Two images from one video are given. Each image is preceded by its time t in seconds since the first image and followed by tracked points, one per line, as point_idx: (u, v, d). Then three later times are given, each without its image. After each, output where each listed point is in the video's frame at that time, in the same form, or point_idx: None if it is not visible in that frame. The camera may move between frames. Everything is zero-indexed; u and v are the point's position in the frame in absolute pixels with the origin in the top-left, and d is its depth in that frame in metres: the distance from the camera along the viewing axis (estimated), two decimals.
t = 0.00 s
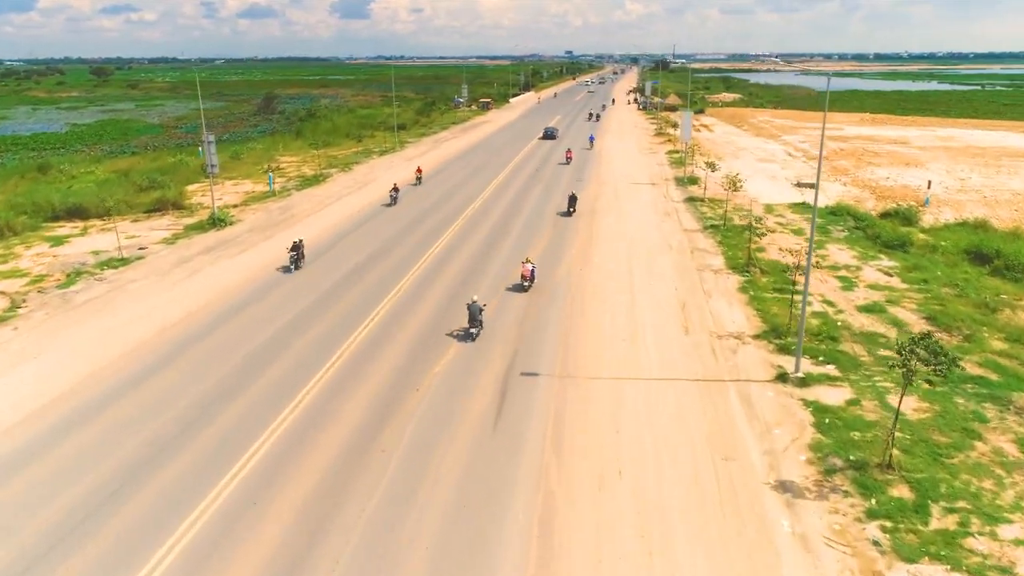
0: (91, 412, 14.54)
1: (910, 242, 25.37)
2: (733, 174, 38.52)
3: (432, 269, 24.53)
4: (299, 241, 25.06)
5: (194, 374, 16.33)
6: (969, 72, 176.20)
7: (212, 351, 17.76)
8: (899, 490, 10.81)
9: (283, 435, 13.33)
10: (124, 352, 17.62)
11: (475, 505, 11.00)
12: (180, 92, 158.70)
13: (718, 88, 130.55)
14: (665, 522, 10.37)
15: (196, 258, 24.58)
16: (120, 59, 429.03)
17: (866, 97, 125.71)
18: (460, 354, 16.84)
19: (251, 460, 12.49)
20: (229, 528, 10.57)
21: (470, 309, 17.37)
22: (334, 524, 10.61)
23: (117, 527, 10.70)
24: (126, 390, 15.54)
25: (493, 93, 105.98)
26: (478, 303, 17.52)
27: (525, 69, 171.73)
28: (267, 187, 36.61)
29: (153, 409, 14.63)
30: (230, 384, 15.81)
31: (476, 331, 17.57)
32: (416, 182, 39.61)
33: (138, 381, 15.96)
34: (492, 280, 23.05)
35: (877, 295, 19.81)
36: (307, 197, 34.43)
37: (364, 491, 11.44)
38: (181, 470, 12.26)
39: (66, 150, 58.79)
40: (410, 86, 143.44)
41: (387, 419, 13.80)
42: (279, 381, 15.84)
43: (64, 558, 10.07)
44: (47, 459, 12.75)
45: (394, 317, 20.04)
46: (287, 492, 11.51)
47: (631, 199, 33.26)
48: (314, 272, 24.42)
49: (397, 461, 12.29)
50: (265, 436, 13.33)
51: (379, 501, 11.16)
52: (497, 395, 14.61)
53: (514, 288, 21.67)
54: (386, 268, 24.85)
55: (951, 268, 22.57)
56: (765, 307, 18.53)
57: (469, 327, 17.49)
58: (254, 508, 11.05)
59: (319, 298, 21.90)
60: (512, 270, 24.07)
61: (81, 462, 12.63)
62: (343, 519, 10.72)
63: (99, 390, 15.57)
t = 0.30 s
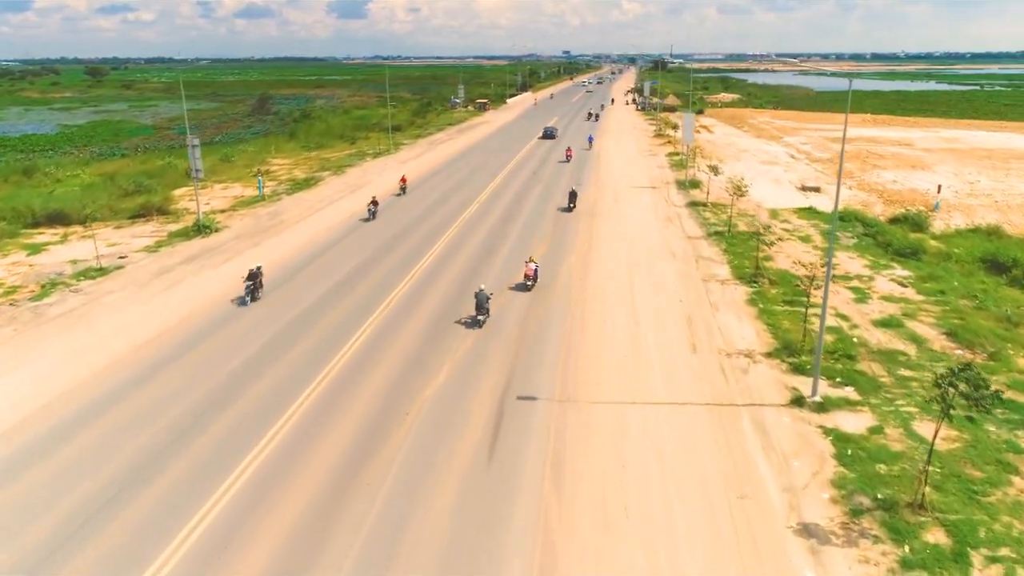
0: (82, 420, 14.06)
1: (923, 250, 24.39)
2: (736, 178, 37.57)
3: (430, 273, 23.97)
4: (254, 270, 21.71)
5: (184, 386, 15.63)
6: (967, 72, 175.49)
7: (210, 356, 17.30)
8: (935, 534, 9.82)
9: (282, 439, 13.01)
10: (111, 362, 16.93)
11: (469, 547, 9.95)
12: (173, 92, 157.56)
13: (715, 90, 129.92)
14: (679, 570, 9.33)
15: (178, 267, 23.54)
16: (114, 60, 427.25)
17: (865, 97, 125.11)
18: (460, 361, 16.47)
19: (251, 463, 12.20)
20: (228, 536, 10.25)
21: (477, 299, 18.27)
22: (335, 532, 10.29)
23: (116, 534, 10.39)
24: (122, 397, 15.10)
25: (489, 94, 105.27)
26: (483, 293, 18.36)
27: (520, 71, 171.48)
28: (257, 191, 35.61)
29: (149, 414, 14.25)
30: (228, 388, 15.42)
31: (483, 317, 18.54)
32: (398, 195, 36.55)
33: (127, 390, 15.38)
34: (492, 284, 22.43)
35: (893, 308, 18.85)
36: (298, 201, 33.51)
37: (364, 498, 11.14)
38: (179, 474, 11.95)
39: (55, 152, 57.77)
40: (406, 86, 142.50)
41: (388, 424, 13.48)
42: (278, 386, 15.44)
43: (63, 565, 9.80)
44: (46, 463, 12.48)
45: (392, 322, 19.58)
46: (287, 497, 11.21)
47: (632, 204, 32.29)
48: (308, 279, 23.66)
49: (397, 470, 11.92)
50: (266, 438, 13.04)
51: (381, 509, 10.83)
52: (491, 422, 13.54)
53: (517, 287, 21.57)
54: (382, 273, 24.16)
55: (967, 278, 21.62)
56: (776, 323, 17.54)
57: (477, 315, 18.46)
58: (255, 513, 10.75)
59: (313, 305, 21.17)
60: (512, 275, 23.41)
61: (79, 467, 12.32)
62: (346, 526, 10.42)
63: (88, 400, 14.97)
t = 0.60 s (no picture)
0: (74, 428, 13.60)
1: (937, 258, 23.40)
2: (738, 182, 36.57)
3: (428, 278, 23.38)
4: (203, 304, 18.10)
5: (169, 398, 14.90)
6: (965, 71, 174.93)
7: (206, 361, 16.87)
8: None
9: (283, 442, 12.88)
10: (99, 372, 16.31)
11: None
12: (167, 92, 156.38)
13: (714, 90, 129.11)
14: None
15: (158, 277, 22.34)
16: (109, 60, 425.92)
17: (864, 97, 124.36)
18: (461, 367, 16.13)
19: (253, 466, 12.07)
20: (229, 543, 10.10)
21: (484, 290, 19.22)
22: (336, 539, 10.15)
23: (115, 540, 10.20)
24: (111, 405, 14.60)
25: (486, 95, 104.30)
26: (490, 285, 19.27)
27: (516, 71, 170.62)
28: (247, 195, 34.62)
29: (146, 418, 13.98)
30: (226, 392, 15.12)
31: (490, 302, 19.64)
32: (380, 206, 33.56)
33: (115, 399, 14.85)
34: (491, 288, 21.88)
35: (911, 322, 17.84)
36: (289, 205, 32.55)
37: (364, 505, 10.94)
38: (178, 479, 11.75)
39: (43, 154, 56.72)
40: (402, 86, 141.48)
41: (390, 430, 13.24)
42: (276, 391, 15.12)
43: (67, 569, 9.67)
44: (46, 465, 12.32)
45: (390, 325, 19.05)
46: (288, 503, 11.02)
47: (632, 208, 31.30)
48: (298, 287, 22.74)
49: (396, 479, 11.65)
50: (266, 443, 12.86)
51: (377, 528, 10.38)
52: (487, 449, 12.56)
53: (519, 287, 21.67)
54: (379, 277, 23.51)
55: (986, 288, 20.64)
56: (788, 340, 16.52)
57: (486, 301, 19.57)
58: (256, 519, 10.59)
59: (306, 312, 20.38)
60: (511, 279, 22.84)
61: (80, 469, 12.14)
62: (347, 535, 10.23)
63: (77, 409, 14.40)
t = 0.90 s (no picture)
0: (59, 438, 13.07)
1: (954, 267, 22.30)
2: (742, 185, 35.53)
3: (426, 282, 22.77)
4: (122, 355, 14.61)
5: (145, 417, 13.94)
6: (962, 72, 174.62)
7: (201, 365, 16.44)
8: None
9: (268, 463, 12.05)
10: (82, 383, 15.64)
11: None
12: (162, 92, 155.45)
13: (712, 90, 128.31)
14: None
15: (135, 288, 21.20)
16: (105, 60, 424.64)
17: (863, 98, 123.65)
18: (462, 373, 15.87)
19: (253, 469, 11.86)
20: (229, 546, 9.86)
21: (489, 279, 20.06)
22: (338, 544, 9.93)
23: (112, 543, 9.93)
24: (83, 424, 13.65)
25: (483, 96, 103.29)
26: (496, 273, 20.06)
27: (514, 71, 170.01)
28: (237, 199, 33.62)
29: (143, 422, 13.67)
30: (224, 396, 14.83)
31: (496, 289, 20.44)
32: (356, 221, 30.45)
33: (102, 407, 14.30)
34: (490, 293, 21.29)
35: (932, 338, 16.78)
36: (280, 209, 31.58)
37: (366, 510, 10.72)
38: (179, 480, 11.54)
39: (31, 155, 55.74)
40: (398, 87, 140.51)
41: (391, 437, 12.99)
42: (275, 395, 14.82)
43: None
44: (26, 480, 11.60)
45: (383, 334, 18.22)
46: (266, 541, 10.01)
47: (633, 213, 30.28)
48: (287, 294, 21.78)
49: (385, 509, 10.75)
50: (266, 446, 12.64)
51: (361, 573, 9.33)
52: (480, 483, 11.48)
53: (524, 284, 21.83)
54: (374, 282, 22.87)
55: (1007, 300, 19.60)
56: (802, 360, 15.46)
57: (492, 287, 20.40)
58: (249, 531, 10.18)
59: (294, 322, 19.41)
60: (512, 281, 22.42)
61: (78, 469, 11.90)
62: (348, 543, 9.96)
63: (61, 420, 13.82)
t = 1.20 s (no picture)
0: (38, 453, 12.57)
1: (973, 276, 21.22)
2: (745, 189, 34.48)
3: (422, 286, 22.20)
4: None
5: (111, 443, 12.93)
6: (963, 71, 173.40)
7: (193, 371, 16.02)
8: None
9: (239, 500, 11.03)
10: (45, 404, 14.60)
11: None
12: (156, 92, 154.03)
13: (711, 90, 127.20)
14: None
15: (108, 301, 20.08)
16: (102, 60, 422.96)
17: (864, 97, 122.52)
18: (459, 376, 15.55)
19: (247, 478, 11.64)
20: (219, 563, 9.62)
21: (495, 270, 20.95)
22: (331, 557, 9.73)
23: (97, 564, 9.65)
24: (42, 453, 12.64)
25: (481, 96, 102.03)
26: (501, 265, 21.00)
27: (512, 70, 168.67)
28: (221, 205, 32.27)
29: (116, 443, 12.90)
30: (204, 413, 14.06)
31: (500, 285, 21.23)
32: (330, 239, 27.59)
33: (70, 429, 13.44)
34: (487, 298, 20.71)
35: (956, 356, 15.71)
36: (268, 215, 30.51)
37: (361, 520, 10.49)
38: (170, 491, 11.31)
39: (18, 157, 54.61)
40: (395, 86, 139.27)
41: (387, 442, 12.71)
42: (269, 401, 14.49)
43: None
44: None
45: (371, 349, 17.19)
46: None
47: (634, 218, 29.23)
48: (271, 304, 20.73)
49: (364, 557, 9.71)
50: (260, 454, 12.40)
51: None
52: (471, 523, 10.40)
53: (525, 284, 21.87)
54: (364, 291, 21.85)
55: None
56: (820, 382, 14.33)
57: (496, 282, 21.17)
58: None
59: (277, 334, 18.38)
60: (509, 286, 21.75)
61: (31, 508, 10.92)
62: (340, 560, 9.67)
63: (40, 434, 13.27)
